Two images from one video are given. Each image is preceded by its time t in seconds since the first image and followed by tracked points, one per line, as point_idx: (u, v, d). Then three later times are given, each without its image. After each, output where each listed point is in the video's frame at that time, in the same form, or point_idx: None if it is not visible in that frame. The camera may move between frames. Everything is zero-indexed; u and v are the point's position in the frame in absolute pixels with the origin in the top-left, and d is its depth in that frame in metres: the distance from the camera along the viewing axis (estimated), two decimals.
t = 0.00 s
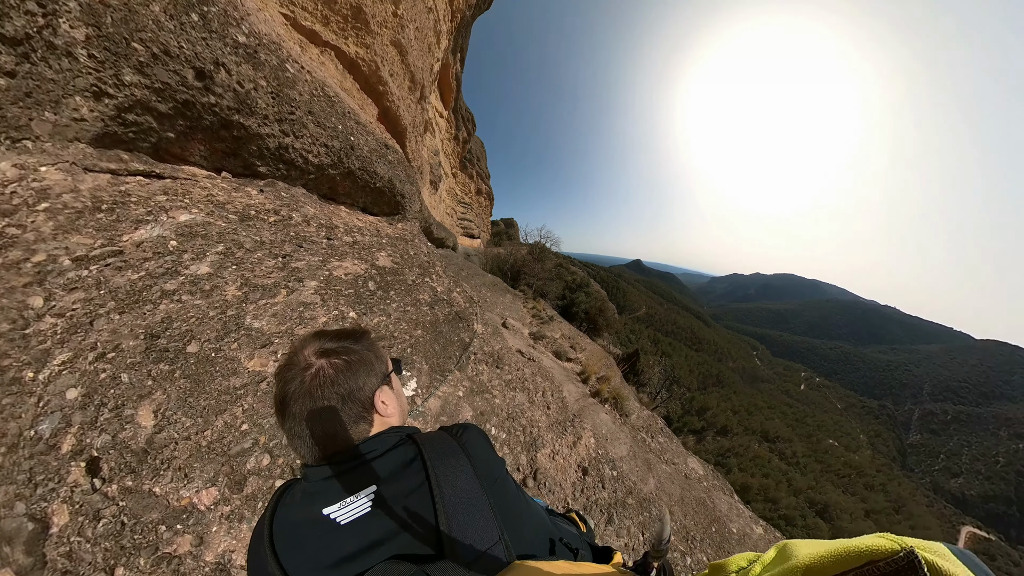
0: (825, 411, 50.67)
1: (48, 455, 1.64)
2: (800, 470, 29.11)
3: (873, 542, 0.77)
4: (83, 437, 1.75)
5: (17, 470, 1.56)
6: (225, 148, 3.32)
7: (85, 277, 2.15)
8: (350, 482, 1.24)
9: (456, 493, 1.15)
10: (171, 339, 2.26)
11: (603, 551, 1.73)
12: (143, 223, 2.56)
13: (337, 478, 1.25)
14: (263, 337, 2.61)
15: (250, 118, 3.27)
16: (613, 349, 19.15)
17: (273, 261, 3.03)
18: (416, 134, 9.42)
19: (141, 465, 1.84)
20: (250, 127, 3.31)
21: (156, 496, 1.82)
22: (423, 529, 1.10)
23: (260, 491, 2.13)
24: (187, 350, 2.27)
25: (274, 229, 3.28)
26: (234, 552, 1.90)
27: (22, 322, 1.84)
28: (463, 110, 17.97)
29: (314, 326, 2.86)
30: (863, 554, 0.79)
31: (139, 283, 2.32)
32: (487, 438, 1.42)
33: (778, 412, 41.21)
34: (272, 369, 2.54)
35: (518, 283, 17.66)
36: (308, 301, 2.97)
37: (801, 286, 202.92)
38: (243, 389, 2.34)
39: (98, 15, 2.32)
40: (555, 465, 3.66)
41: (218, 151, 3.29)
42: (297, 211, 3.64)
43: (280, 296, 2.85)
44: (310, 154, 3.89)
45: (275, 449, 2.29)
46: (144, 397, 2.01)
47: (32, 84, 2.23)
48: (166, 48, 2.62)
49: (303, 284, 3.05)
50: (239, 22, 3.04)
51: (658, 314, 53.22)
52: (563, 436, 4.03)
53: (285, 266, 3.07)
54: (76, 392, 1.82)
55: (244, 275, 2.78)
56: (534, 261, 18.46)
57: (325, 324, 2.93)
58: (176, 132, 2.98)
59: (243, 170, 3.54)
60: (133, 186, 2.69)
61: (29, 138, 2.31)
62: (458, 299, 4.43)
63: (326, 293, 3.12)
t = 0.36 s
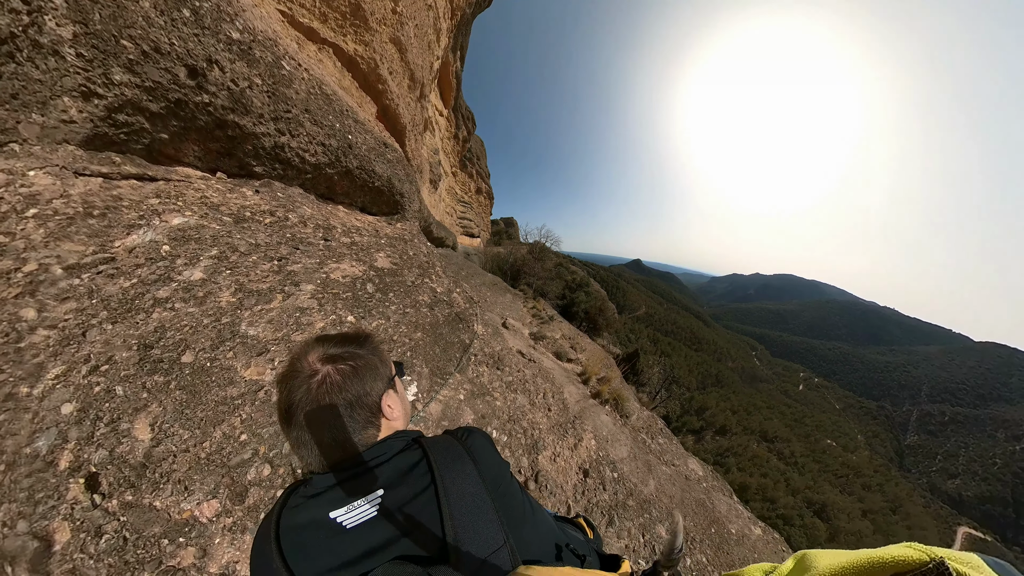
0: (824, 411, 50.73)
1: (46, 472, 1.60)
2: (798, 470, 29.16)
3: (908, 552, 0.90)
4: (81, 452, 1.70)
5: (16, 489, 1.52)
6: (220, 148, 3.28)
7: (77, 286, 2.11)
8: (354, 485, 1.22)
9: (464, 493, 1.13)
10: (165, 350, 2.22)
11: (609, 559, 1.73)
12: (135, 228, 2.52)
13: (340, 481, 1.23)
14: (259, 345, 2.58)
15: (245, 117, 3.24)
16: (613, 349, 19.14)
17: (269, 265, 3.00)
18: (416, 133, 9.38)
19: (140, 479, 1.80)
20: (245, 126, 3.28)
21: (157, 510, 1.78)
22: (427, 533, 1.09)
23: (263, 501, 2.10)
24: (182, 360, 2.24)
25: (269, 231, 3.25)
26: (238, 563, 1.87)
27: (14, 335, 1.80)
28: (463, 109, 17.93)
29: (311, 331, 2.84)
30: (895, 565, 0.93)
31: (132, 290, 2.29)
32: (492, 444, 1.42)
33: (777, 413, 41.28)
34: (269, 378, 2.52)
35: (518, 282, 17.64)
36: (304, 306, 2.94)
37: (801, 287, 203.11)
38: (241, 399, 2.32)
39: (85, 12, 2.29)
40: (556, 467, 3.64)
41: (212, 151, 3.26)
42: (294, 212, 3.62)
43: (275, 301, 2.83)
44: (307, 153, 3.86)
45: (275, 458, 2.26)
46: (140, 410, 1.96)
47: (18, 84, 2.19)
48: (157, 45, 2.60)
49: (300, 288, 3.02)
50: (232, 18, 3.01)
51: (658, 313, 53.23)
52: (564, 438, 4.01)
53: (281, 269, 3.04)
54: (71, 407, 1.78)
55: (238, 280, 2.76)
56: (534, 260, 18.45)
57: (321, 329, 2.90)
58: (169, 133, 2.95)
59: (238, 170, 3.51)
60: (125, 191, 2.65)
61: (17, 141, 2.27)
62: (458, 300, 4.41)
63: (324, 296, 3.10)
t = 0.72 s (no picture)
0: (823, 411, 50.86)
1: (79, 451, 1.69)
2: (797, 469, 29.26)
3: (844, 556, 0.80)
4: (113, 433, 1.80)
5: (48, 466, 1.61)
6: (234, 150, 3.40)
7: (106, 278, 2.20)
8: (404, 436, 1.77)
9: (487, 450, 1.67)
10: (191, 338, 2.28)
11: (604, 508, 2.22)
12: (159, 225, 2.60)
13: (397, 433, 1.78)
14: (281, 335, 2.68)
15: (259, 119, 3.36)
16: (612, 348, 19.26)
17: (286, 262, 3.09)
18: (417, 134, 9.50)
19: (168, 459, 1.88)
20: (259, 129, 3.40)
21: (184, 488, 1.86)
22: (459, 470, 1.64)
23: (282, 482, 2.17)
24: (208, 348, 2.30)
25: (285, 230, 3.35)
26: (259, 540, 1.95)
27: (44, 323, 1.90)
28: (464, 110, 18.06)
29: (327, 324, 2.96)
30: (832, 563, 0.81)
31: (158, 283, 2.35)
32: (506, 407, 2.01)
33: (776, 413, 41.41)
34: (290, 365, 2.59)
35: (518, 282, 17.76)
36: (323, 300, 3.06)
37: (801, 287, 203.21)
38: (262, 385, 2.39)
39: (109, 17, 2.39)
40: (555, 456, 3.78)
41: (228, 154, 3.39)
42: (305, 212, 3.74)
43: (295, 295, 2.92)
44: (317, 155, 3.98)
45: (296, 441, 2.34)
46: (168, 395, 2.04)
47: (43, 85, 2.30)
48: (177, 50, 2.71)
49: (316, 284, 3.12)
50: (247, 24, 3.12)
51: (657, 313, 53.34)
52: (563, 429, 4.14)
53: (299, 267, 3.13)
54: (104, 390, 1.88)
55: (259, 276, 2.83)
56: (534, 260, 18.56)
57: (338, 322, 3.04)
58: (186, 134, 3.07)
59: (251, 171, 3.62)
60: (146, 189, 2.76)
61: (41, 140, 2.39)
62: (461, 298, 4.53)
63: (338, 292, 3.21)
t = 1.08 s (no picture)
0: (823, 411, 50.82)
1: (76, 435, 1.67)
2: (799, 469, 29.18)
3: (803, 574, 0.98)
4: (111, 418, 1.78)
5: (44, 449, 1.59)
6: (236, 150, 3.39)
7: (110, 270, 2.18)
8: (406, 421, 1.90)
9: (484, 440, 1.82)
10: (192, 328, 2.25)
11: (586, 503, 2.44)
12: (163, 220, 2.58)
13: (400, 415, 1.92)
14: (280, 327, 2.63)
15: (260, 120, 3.34)
16: (612, 348, 19.23)
17: (286, 257, 3.07)
18: (417, 135, 9.50)
19: (165, 445, 1.85)
20: (261, 129, 3.38)
21: (179, 475, 1.82)
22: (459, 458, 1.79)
23: (275, 474, 2.12)
24: (207, 339, 2.27)
25: (285, 227, 3.33)
26: (251, 530, 1.91)
27: (48, 311, 1.89)
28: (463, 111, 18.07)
29: (325, 318, 2.91)
30: None
31: (161, 276, 2.33)
32: (506, 399, 2.16)
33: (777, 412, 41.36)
34: (286, 358, 2.54)
35: (518, 282, 17.75)
36: (322, 295, 3.02)
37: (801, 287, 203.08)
38: (259, 376, 2.35)
39: (116, 17, 2.39)
40: (554, 455, 3.77)
41: (229, 153, 3.37)
42: (306, 211, 3.72)
43: (295, 290, 2.88)
44: (317, 155, 3.98)
45: (289, 433, 2.29)
46: (167, 382, 2.01)
47: (50, 83, 2.31)
48: (181, 51, 2.70)
49: (315, 279, 3.10)
50: (249, 25, 3.11)
51: (657, 314, 53.31)
52: (562, 428, 4.12)
53: (298, 262, 3.10)
54: (104, 376, 1.86)
55: (259, 271, 2.80)
56: (534, 261, 18.55)
57: (336, 317, 3.00)
58: (190, 134, 3.06)
59: (252, 170, 3.61)
60: (150, 186, 2.75)
61: (47, 135, 2.39)
62: (460, 297, 4.53)
63: (337, 289, 3.18)
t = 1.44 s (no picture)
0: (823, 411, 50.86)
1: (66, 433, 1.64)
2: (798, 469, 29.19)
3: None
4: (102, 417, 1.74)
5: (34, 447, 1.56)
6: (232, 148, 3.35)
7: (103, 269, 2.14)
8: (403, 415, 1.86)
9: (480, 439, 1.78)
10: (184, 327, 2.20)
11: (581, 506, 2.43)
12: (157, 219, 2.54)
13: (399, 409, 1.89)
14: (271, 326, 2.57)
15: (257, 118, 3.30)
16: (612, 348, 19.19)
17: (280, 256, 3.01)
18: (416, 134, 9.46)
19: (156, 444, 1.81)
20: (257, 127, 3.34)
21: (169, 475, 1.78)
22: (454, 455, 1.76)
23: (265, 475, 2.07)
24: (198, 338, 2.21)
25: (280, 227, 3.27)
26: (240, 532, 1.87)
27: (41, 309, 1.86)
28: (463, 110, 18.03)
29: (317, 317, 2.85)
30: None
31: (155, 274, 2.28)
32: (506, 400, 2.13)
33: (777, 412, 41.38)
34: (278, 358, 2.48)
35: (518, 282, 17.74)
36: (315, 294, 2.96)
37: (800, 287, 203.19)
38: (250, 376, 2.29)
39: (111, 16, 2.36)
40: (553, 458, 3.74)
41: (225, 151, 3.34)
42: (303, 211, 3.68)
43: (287, 289, 2.82)
44: (315, 153, 3.94)
45: (280, 435, 2.22)
46: (159, 381, 1.96)
47: (46, 81, 2.28)
48: (177, 49, 2.66)
49: (309, 278, 3.04)
50: (245, 24, 3.07)
51: (657, 313, 53.24)
52: (561, 430, 4.09)
53: (292, 261, 3.05)
54: (95, 375, 1.82)
55: (253, 269, 2.75)
56: (534, 261, 18.52)
57: (329, 316, 2.94)
58: (186, 132, 3.02)
59: (249, 169, 3.58)
60: (145, 184, 2.71)
61: (42, 134, 2.36)
62: (458, 297, 4.49)
63: (332, 288, 3.12)
